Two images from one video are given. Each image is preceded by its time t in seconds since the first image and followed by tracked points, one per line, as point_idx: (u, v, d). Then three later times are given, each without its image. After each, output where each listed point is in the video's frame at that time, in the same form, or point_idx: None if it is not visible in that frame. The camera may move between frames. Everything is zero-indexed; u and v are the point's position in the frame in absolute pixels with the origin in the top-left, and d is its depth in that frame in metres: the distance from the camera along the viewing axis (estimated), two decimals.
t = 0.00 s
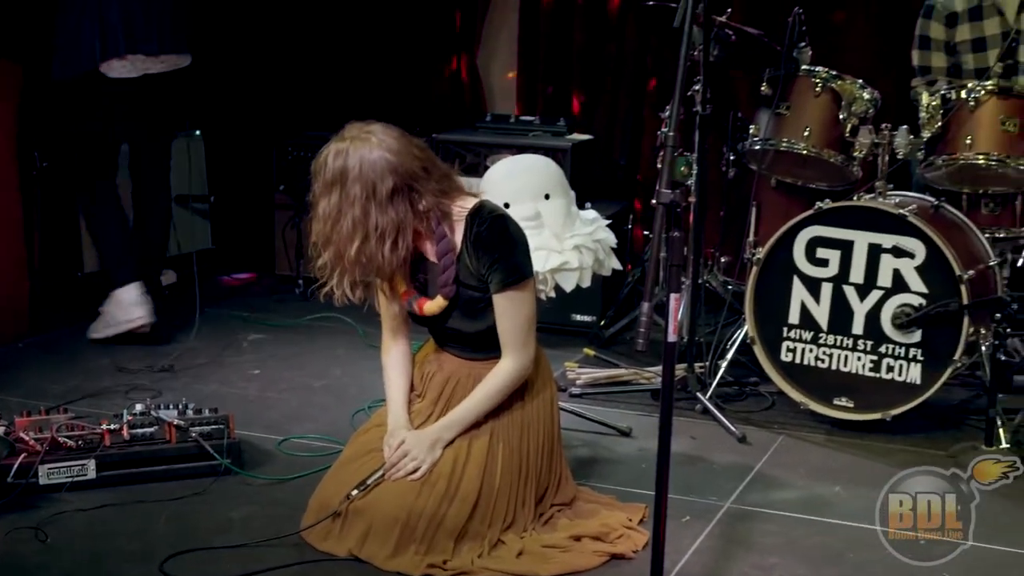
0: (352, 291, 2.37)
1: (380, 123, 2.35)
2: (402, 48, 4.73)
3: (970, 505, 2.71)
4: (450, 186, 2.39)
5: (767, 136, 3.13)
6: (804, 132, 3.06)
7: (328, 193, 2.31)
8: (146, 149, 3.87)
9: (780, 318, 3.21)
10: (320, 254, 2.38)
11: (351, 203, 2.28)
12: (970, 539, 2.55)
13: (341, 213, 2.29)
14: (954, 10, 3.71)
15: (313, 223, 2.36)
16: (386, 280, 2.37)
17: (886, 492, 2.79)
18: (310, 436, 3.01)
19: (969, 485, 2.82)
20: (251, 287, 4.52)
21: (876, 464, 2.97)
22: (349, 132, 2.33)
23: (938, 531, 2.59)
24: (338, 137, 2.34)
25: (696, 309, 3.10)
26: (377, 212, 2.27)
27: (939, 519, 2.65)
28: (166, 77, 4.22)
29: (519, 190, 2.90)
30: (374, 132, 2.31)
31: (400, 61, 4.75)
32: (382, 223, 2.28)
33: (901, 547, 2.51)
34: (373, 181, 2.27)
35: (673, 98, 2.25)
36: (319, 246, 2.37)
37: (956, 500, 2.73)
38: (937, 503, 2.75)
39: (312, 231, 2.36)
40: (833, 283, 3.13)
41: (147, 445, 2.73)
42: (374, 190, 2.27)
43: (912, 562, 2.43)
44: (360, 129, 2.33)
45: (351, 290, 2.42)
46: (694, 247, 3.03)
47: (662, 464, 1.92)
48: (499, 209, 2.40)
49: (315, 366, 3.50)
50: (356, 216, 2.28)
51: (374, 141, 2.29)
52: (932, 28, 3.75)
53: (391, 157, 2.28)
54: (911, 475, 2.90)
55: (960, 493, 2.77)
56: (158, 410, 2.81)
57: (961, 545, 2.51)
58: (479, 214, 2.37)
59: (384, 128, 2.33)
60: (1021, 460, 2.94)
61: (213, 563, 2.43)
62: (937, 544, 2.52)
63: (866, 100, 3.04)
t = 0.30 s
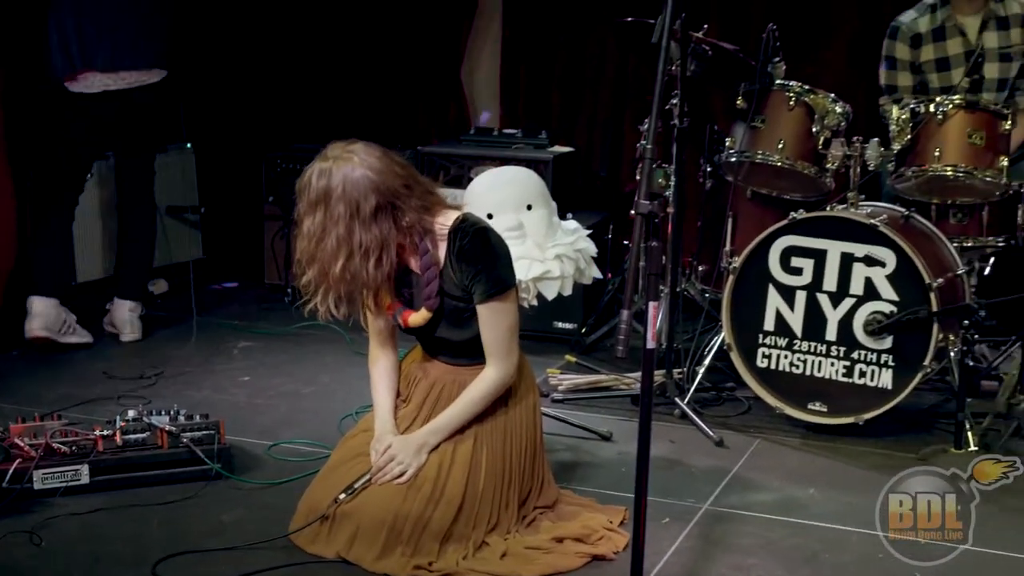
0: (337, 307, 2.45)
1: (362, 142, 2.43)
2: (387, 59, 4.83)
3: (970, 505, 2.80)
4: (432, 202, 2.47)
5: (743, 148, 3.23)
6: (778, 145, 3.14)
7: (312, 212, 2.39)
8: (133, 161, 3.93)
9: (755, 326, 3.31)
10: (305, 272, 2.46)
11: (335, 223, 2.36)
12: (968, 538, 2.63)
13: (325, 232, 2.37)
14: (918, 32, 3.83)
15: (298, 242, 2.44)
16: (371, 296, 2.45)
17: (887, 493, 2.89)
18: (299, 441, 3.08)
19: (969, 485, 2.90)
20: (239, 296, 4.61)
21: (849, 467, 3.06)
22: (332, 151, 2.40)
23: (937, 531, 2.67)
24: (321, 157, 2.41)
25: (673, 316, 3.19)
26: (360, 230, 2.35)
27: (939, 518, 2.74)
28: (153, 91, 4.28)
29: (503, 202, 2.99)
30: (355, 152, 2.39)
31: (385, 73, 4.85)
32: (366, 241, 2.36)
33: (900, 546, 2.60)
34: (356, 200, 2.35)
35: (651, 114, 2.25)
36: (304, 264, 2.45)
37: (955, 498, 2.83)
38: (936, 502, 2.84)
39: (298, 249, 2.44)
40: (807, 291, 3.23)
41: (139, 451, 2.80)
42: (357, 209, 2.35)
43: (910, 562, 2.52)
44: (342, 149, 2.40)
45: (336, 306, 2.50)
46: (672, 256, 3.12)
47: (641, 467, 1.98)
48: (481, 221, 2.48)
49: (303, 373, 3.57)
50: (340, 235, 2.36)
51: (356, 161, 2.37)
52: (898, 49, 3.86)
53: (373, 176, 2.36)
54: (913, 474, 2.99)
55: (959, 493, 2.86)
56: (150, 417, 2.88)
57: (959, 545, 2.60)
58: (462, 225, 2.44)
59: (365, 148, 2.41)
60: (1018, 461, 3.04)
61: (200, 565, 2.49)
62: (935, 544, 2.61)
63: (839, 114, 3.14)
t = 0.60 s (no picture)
0: (328, 316, 2.53)
1: (351, 155, 2.52)
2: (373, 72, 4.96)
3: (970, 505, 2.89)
4: (419, 213, 2.56)
5: (719, 159, 3.33)
6: (753, 156, 3.24)
7: (303, 223, 2.47)
8: (119, 172, 3.99)
9: (732, 332, 3.40)
10: (296, 281, 2.54)
11: (326, 233, 2.44)
12: (967, 538, 2.72)
13: (316, 242, 2.45)
14: (881, 47, 4.01)
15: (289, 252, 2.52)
16: (360, 304, 2.53)
17: (887, 493, 2.99)
18: (287, 445, 3.15)
19: (969, 485, 3.00)
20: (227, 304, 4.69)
21: (823, 468, 3.16)
22: (323, 164, 2.49)
23: (937, 531, 2.76)
24: (312, 170, 2.50)
25: (652, 323, 3.27)
26: (350, 240, 2.44)
27: (939, 519, 2.83)
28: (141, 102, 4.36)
29: (486, 211, 3.07)
30: (345, 165, 2.48)
31: (370, 83, 4.98)
32: (356, 250, 2.44)
33: (901, 546, 2.68)
34: (346, 211, 2.43)
35: (629, 127, 2.30)
36: (295, 274, 2.52)
37: (956, 498, 2.92)
38: (938, 502, 2.93)
39: (289, 259, 2.52)
40: (782, 298, 3.33)
41: (132, 455, 2.87)
42: (347, 219, 2.43)
43: (910, 561, 2.60)
44: (332, 161, 2.49)
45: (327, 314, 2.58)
46: (651, 264, 3.21)
47: (620, 468, 2.06)
48: (466, 230, 2.56)
49: (291, 379, 3.65)
50: (330, 245, 2.44)
51: (345, 173, 2.46)
52: (863, 64, 4.04)
53: (362, 187, 2.45)
54: (913, 475, 3.09)
55: (960, 494, 2.95)
56: (142, 421, 2.94)
57: (959, 544, 2.69)
58: (448, 234, 2.53)
59: (355, 160, 2.50)
60: None
61: (192, 567, 2.56)
62: (935, 544, 2.69)
63: (812, 126, 3.25)
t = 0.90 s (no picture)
0: (319, 316, 2.59)
1: (342, 160, 2.61)
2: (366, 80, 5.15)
3: (968, 506, 2.96)
4: (409, 217, 2.65)
5: (698, 168, 3.42)
6: (731, 165, 3.32)
7: (296, 224, 2.54)
8: (107, 180, 4.04)
9: (710, 336, 3.49)
10: (288, 282, 2.60)
11: (318, 234, 2.51)
12: (967, 539, 2.79)
13: (309, 243, 2.52)
14: (851, 57, 4.12)
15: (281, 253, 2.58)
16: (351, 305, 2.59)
17: (887, 493, 3.06)
18: (276, 449, 3.22)
19: (970, 485, 3.09)
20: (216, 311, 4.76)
21: (800, 470, 3.24)
22: (315, 167, 2.57)
23: (938, 532, 2.82)
24: (305, 174, 2.58)
25: (633, 328, 3.34)
26: (342, 241, 2.50)
27: (939, 519, 2.90)
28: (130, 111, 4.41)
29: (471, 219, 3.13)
30: (337, 168, 2.57)
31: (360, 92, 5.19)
32: (347, 251, 2.50)
33: (902, 548, 2.75)
34: (338, 212, 2.51)
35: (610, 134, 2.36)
36: (287, 274, 2.59)
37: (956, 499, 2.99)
38: (937, 503, 3.00)
39: (281, 260, 2.58)
40: (759, 303, 3.41)
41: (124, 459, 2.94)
42: (339, 220, 2.50)
43: (912, 562, 2.66)
44: (324, 165, 2.58)
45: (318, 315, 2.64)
46: (631, 270, 3.28)
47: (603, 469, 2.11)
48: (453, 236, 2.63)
49: (279, 384, 3.71)
50: (323, 245, 2.50)
51: (338, 176, 2.55)
52: (833, 74, 4.16)
53: (354, 189, 2.53)
54: (912, 474, 3.16)
55: (960, 494, 3.03)
56: (134, 426, 3.03)
57: (959, 545, 2.76)
58: (435, 239, 2.61)
59: (347, 164, 2.59)
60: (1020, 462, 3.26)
61: (184, 568, 2.61)
62: (936, 544, 2.76)
63: (787, 136, 3.34)
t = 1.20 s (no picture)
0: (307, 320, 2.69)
1: (330, 169, 2.73)
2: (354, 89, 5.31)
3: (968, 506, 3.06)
4: (394, 225, 2.75)
5: (672, 178, 3.54)
6: (704, 175, 3.45)
7: (285, 231, 2.65)
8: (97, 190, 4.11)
9: (685, 340, 3.61)
10: (277, 286, 2.71)
11: (306, 241, 2.62)
12: (967, 539, 2.88)
13: (296, 249, 2.62)
14: (818, 69, 4.26)
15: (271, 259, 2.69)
16: (337, 309, 2.69)
17: (888, 494, 3.16)
18: (264, 450, 3.31)
19: (971, 486, 3.20)
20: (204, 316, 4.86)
21: (772, 469, 3.36)
22: (304, 177, 2.68)
23: (939, 532, 2.91)
24: (293, 183, 2.69)
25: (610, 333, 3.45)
26: (328, 247, 2.61)
27: (940, 519, 2.99)
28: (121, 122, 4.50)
29: (453, 227, 3.26)
30: (324, 178, 2.67)
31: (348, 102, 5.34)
32: (334, 257, 2.61)
33: (902, 547, 2.83)
34: (325, 220, 2.61)
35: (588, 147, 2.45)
36: (276, 279, 2.69)
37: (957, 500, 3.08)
38: (940, 503, 3.10)
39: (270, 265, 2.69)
40: (731, 308, 3.53)
41: (117, 460, 3.03)
42: (325, 227, 2.61)
43: (913, 562, 2.74)
44: (312, 174, 2.70)
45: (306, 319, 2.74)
46: (608, 277, 3.39)
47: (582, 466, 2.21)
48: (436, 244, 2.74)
49: (267, 388, 3.81)
50: (310, 251, 2.61)
51: (325, 185, 2.65)
52: (802, 85, 4.28)
53: (340, 198, 2.64)
54: (913, 475, 3.26)
55: (961, 494, 3.14)
56: (126, 429, 3.13)
57: (959, 544, 2.85)
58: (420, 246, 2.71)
59: (333, 174, 2.70)
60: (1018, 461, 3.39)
61: (178, 565, 2.70)
62: (936, 543, 2.85)
63: (758, 147, 3.46)
